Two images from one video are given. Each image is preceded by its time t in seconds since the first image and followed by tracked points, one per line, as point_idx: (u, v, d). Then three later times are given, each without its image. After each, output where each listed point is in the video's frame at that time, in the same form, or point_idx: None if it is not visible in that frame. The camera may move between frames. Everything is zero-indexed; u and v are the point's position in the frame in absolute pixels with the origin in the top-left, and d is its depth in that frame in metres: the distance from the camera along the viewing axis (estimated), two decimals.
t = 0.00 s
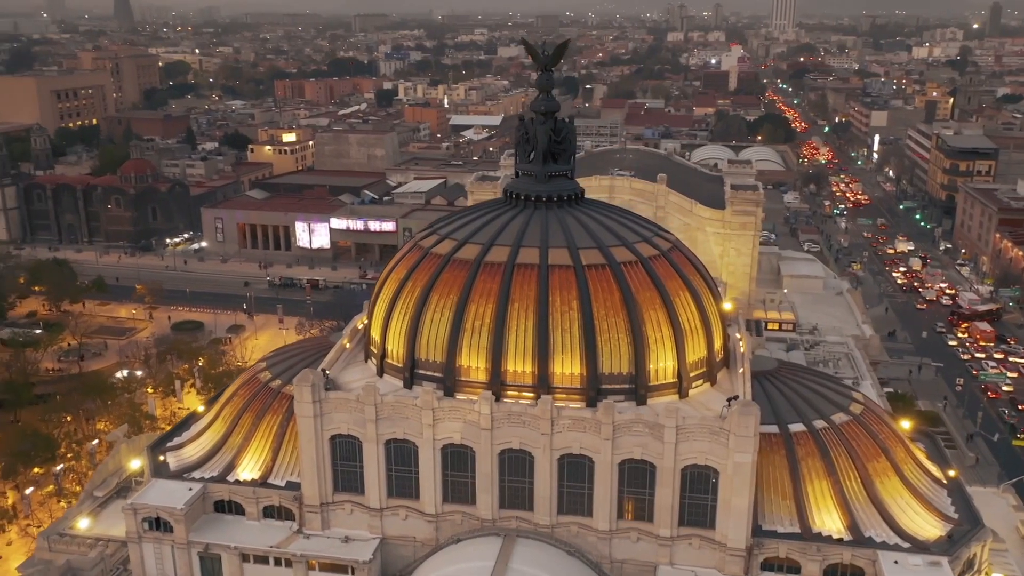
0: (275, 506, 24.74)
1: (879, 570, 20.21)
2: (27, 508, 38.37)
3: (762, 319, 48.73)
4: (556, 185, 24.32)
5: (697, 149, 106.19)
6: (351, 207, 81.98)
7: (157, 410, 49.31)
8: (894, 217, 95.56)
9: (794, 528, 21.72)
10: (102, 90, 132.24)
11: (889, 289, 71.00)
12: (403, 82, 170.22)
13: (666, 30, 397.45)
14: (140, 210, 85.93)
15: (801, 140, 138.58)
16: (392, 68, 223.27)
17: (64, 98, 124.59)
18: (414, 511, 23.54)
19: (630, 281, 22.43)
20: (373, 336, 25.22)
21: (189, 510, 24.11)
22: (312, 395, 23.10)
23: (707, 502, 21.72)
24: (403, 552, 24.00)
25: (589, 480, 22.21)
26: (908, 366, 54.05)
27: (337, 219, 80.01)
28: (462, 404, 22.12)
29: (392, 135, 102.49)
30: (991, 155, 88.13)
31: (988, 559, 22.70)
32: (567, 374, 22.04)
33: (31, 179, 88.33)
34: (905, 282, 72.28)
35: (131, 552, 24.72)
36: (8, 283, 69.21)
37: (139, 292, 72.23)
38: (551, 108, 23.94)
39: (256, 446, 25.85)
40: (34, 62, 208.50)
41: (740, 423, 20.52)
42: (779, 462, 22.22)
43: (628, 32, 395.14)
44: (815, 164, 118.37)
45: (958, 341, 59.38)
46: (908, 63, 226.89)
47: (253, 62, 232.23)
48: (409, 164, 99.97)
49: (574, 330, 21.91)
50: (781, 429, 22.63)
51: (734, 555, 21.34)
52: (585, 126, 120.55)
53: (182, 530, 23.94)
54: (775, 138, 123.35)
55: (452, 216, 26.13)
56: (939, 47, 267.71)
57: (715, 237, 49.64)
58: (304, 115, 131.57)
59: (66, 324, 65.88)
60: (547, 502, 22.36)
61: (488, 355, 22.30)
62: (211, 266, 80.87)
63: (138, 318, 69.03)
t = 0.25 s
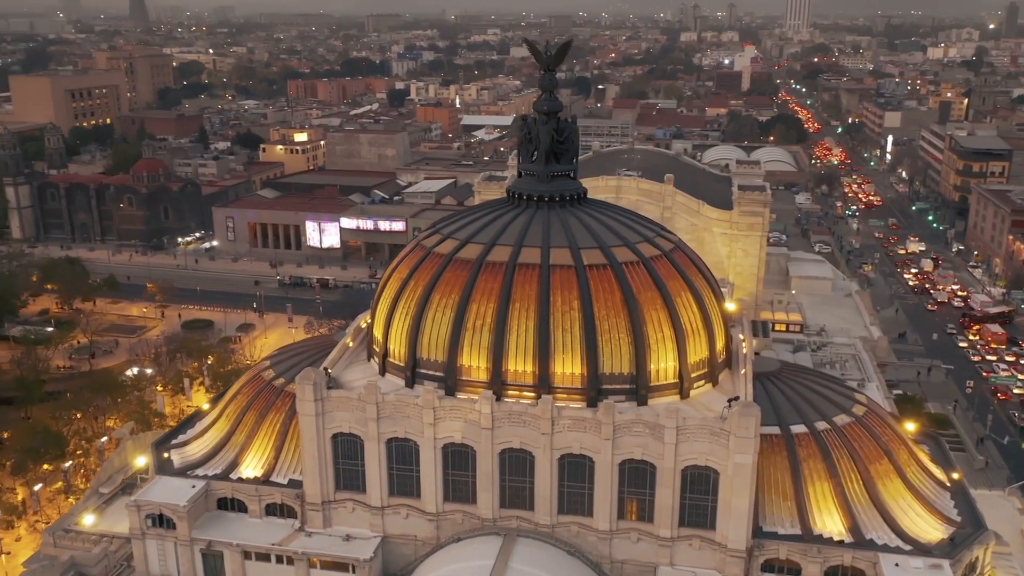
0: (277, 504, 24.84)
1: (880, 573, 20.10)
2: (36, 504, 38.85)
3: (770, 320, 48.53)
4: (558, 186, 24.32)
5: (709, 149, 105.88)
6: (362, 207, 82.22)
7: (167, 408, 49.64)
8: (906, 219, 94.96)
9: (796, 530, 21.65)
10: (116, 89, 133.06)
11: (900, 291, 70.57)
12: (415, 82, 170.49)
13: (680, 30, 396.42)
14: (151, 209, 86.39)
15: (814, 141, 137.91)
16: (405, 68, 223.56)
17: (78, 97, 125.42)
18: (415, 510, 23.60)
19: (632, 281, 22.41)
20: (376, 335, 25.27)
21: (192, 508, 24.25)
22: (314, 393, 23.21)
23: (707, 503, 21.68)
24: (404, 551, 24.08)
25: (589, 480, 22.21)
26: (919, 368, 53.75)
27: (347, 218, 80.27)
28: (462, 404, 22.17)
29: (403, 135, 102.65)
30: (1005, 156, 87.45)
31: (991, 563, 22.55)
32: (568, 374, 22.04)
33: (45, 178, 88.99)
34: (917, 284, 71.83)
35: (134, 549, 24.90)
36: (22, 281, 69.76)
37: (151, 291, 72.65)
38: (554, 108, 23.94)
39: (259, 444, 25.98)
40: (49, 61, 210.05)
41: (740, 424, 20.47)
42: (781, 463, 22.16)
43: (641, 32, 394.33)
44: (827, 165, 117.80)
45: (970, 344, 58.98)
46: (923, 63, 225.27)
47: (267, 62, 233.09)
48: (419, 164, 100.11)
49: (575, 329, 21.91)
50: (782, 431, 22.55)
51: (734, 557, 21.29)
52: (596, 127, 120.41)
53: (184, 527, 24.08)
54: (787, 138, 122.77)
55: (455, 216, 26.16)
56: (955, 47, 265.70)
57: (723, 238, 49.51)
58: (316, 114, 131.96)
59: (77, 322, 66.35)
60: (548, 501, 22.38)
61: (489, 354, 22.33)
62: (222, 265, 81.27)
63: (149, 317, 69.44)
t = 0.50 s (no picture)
0: (279, 501, 24.95)
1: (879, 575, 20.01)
2: (45, 500, 39.30)
3: (776, 321, 48.35)
4: (560, 186, 24.32)
5: (720, 150, 105.60)
6: (372, 207, 82.54)
7: (175, 406, 49.99)
8: (919, 220, 94.37)
9: (796, 532, 21.59)
10: (130, 89, 133.92)
11: (911, 292, 70.16)
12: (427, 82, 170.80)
13: (693, 31, 395.29)
14: (163, 208, 86.87)
15: (826, 141, 137.25)
16: (418, 68, 223.90)
17: (93, 97, 126.30)
18: (416, 509, 23.65)
19: (633, 281, 22.39)
20: (378, 334, 25.34)
21: (195, 505, 24.40)
22: (316, 392, 23.31)
23: (707, 504, 21.65)
24: (405, 549, 24.14)
25: (590, 480, 22.21)
26: (928, 370, 53.45)
27: (358, 218, 80.61)
28: (463, 403, 22.21)
29: (414, 135, 102.84)
30: (1018, 157, 86.74)
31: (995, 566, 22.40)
32: (568, 374, 22.04)
33: (58, 177, 89.71)
34: (928, 285, 71.39)
35: (138, 545, 25.08)
36: (34, 279, 70.35)
37: (162, 289, 73.13)
38: (556, 108, 23.95)
39: (262, 442, 26.10)
40: (65, 61, 211.77)
41: (741, 425, 20.42)
42: (782, 465, 22.09)
43: (654, 32, 393.28)
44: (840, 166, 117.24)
45: (981, 346, 58.57)
46: (939, 64, 223.64)
47: (280, 62, 233.99)
48: (430, 164, 100.28)
49: (575, 329, 21.91)
50: (784, 432, 22.48)
51: (734, 557, 21.24)
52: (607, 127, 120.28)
53: (187, 524, 24.23)
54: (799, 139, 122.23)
55: (458, 216, 26.20)
56: (971, 48, 263.67)
57: (730, 239, 49.38)
58: (328, 114, 132.37)
59: (89, 320, 66.86)
60: (548, 501, 22.39)
61: (490, 354, 22.36)
62: (232, 264, 81.68)
63: (160, 315, 69.89)
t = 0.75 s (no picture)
0: (282, 499, 25.08)
1: None
2: (54, 497, 39.65)
3: (784, 322, 48.16)
4: (562, 186, 24.32)
5: (732, 151, 105.29)
6: (383, 206, 82.93)
7: (185, 403, 50.33)
8: (931, 221, 93.73)
9: (797, 533, 21.53)
10: (144, 89, 134.74)
11: (923, 294, 69.73)
12: (440, 82, 170.99)
13: (707, 31, 393.78)
14: (175, 207, 87.34)
15: (839, 142, 136.52)
16: (431, 68, 224.14)
17: (107, 96, 127.12)
18: (417, 507, 23.72)
19: (634, 282, 22.38)
20: (380, 333, 25.42)
21: (198, 502, 24.55)
22: (318, 390, 23.42)
23: (707, 505, 21.62)
24: (406, 548, 24.21)
25: (590, 480, 22.22)
26: (939, 372, 53.12)
27: (368, 217, 81.04)
28: (464, 403, 22.27)
29: (425, 135, 102.99)
30: None
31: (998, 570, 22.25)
32: (569, 374, 22.05)
33: (72, 176, 90.39)
34: (940, 287, 70.92)
35: (142, 542, 25.25)
36: (47, 277, 70.90)
37: (173, 288, 73.53)
38: (559, 108, 23.96)
39: (265, 440, 26.22)
40: (81, 61, 213.19)
41: (741, 426, 20.37)
42: (783, 466, 22.03)
43: (668, 32, 391.99)
44: (852, 167, 116.62)
45: (992, 348, 58.15)
46: (955, 64, 221.85)
47: (294, 62, 234.72)
48: (440, 164, 100.39)
49: (576, 329, 21.91)
50: (786, 433, 22.42)
51: (733, 559, 21.18)
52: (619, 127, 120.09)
53: (190, 521, 24.38)
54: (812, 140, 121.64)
55: (461, 215, 26.24)
56: (988, 48, 261.55)
57: (737, 240, 49.23)
58: (340, 114, 132.73)
59: (101, 318, 67.33)
60: (548, 501, 22.41)
61: (491, 353, 22.40)
62: (243, 263, 82.08)
63: (171, 313, 70.30)
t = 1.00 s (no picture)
0: (285, 496, 25.22)
1: None
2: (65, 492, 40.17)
3: (791, 323, 47.94)
4: (565, 185, 24.32)
5: (745, 152, 104.87)
6: (394, 206, 83.16)
7: (196, 401, 50.91)
8: (946, 223, 92.94)
9: (797, 534, 21.49)
10: (160, 89, 135.59)
11: (937, 296, 69.18)
12: (454, 82, 171.09)
13: (723, 31, 392.33)
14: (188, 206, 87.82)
15: (855, 143, 135.63)
16: (445, 68, 224.20)
17: (123, 96, 127.94)
18: (418, 505, 23.80)
19: (636, 282, 22.37)
20: (383, 332, 25.51)
21: (201, 498, 24.72)
22: (320, 388, 23.54)
23: (708, 506, 21.58)
24: (408, 546, 24.29)
25: (590, 479, 22.23)
26: (950, 375, 52.72)
27: (380, 217, 81.11)
28: (465, 401, 22.33)
29: (437, 135, 103.09)
30: None
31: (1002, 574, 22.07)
32: (570, 374, 22.07)
33: (87, 174, 91.11)
34: (954, 289, 70.36)
35: (146, 537, 25.44)
36: (62, 275, 71.52)
37: (185, 286, 73.97)
38: (562, 108, 23.98)
39: (269, 437, 26.37)
40: (99, 61, 214.72)
41: (741, 427, 20.31)
42: (784, 467, 21.97)
43: (684, 32, 390.63)
44: (867, 168, 115.86)
45: (1006, 351, 57.61)
46: (973, 65, 219.59)
47: (310, 62, 235.44)
48: (453, 164, 100.47)
49: (577, 329, 21.91)
50: (787, 434, 22.35)
51: (733, 560, 21.14)
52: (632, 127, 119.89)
53: (194, 517, 24.56)
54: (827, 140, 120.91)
55: (464, 215, 26.29)
56: (1007, 49, 259.02)
57: (745, 241, 49.00)
58: (354, 114, 133.09)
59: (113, 316, 67.83)
60: (549, 500, 22.43)
61: (492, 352, 22.46)
62: (256, 262, 82.49)
63: (184, 311, 70.75)
